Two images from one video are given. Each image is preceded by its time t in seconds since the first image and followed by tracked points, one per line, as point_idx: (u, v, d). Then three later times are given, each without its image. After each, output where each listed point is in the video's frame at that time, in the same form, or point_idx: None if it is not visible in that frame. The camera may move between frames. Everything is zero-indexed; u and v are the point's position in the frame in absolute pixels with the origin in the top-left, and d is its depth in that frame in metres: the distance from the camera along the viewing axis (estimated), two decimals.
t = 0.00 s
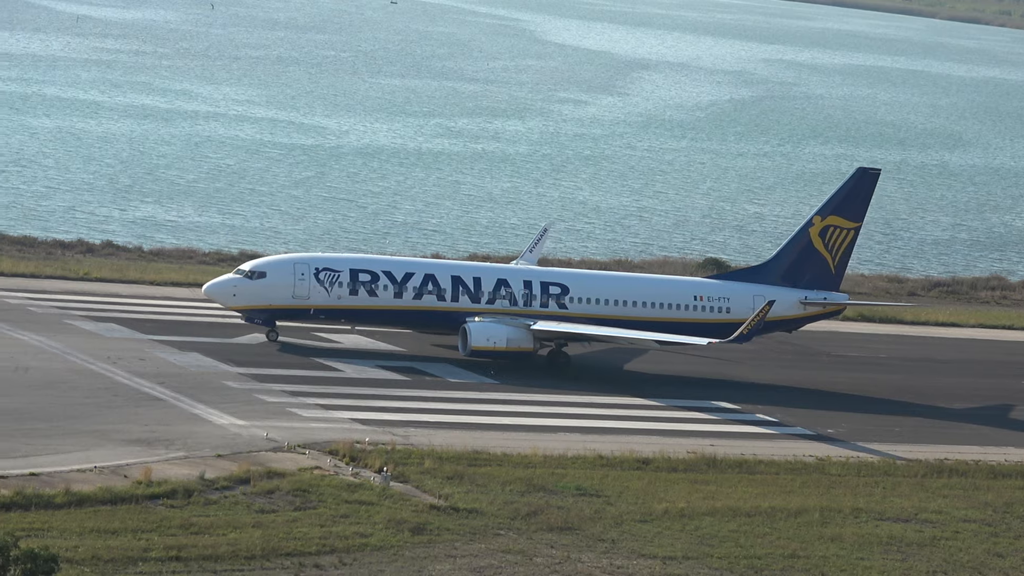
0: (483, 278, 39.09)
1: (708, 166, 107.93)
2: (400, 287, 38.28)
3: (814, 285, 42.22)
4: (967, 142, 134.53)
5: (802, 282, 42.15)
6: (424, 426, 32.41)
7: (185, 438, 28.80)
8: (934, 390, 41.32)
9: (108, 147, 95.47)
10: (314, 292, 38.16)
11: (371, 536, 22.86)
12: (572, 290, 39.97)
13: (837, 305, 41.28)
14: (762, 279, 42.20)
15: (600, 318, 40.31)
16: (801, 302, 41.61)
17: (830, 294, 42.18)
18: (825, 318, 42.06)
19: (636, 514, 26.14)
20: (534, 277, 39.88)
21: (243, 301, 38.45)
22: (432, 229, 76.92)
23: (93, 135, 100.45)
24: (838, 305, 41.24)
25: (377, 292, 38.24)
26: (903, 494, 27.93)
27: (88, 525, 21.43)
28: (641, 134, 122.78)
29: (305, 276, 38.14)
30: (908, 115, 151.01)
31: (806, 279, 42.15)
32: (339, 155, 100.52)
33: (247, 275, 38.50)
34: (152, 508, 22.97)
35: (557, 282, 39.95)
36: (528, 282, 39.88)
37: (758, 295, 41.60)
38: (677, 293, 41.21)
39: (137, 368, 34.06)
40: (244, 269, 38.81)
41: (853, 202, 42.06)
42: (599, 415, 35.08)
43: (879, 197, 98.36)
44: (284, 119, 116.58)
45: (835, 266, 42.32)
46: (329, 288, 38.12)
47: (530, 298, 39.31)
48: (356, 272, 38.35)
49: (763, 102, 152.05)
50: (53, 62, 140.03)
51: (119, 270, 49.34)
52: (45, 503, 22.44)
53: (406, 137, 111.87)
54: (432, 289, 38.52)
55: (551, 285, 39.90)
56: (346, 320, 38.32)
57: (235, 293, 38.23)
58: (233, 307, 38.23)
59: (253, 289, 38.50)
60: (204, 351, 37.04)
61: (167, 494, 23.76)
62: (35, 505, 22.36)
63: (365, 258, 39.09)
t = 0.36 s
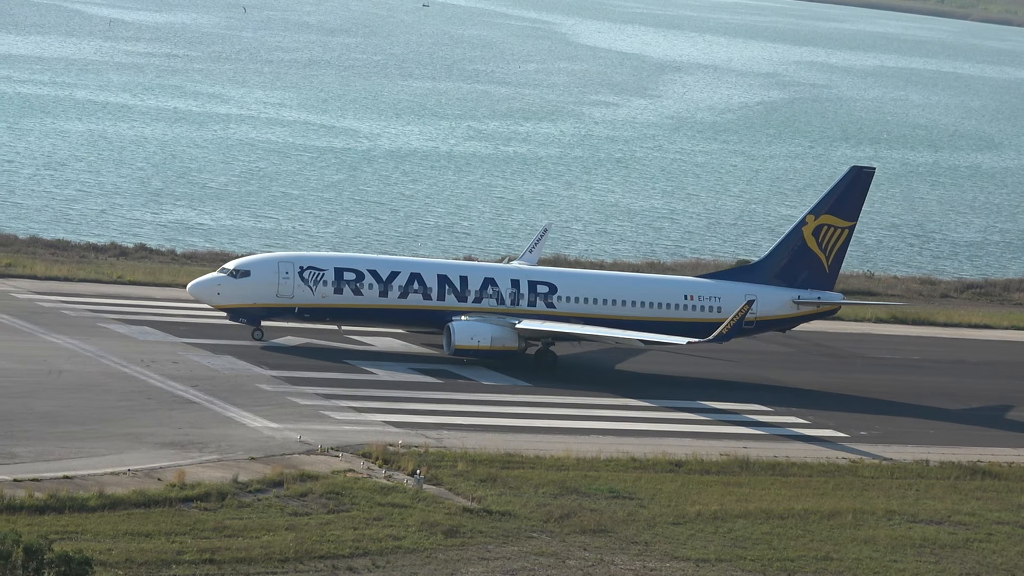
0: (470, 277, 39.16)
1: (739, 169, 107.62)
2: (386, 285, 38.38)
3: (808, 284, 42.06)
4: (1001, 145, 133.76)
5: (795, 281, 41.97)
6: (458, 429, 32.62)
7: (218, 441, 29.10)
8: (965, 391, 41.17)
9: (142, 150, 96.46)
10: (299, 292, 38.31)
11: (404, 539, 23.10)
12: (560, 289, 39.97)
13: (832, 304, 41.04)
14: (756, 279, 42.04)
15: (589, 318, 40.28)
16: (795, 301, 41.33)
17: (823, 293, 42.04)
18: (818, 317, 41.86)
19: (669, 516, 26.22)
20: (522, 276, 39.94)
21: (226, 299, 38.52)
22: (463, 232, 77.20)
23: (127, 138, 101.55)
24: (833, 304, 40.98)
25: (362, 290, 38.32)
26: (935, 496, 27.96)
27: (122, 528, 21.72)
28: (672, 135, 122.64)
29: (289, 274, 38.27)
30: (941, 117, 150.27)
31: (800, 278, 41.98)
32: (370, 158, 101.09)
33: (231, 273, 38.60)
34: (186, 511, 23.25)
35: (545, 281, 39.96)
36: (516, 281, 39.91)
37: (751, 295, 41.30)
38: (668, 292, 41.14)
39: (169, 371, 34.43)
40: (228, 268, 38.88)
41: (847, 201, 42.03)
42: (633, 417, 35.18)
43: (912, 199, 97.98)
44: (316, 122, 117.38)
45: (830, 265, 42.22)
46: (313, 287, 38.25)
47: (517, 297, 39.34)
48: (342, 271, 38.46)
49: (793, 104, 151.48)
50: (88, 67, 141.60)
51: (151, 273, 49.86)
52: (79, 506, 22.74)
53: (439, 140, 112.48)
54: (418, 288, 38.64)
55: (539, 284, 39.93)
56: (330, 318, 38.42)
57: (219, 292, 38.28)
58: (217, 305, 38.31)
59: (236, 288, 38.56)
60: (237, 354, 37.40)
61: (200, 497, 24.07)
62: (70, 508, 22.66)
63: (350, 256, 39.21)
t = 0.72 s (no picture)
0: (457, 274, 39.32)
1: (772, 169, 107.22)
2: (373, 282, 38.55)
3: (802, 281, 41.95)
4: None
5: (790, 279, 41.85)
6: (493, 429, 32.87)
7: (254, 442, 29.47)
8: (1000, 391, 41.05)
9: (177, 152, 97.31)
10: (284, 288, 38.48)
11: (439, 539, 23.34)
12: (549, 286, 40.09)
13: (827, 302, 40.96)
14: (749, 275, 41.86)
15: (577, 314, 40.34)
16: (789, 299, 41.27)
17: (818, 291, 41.97)
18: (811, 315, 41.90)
19: (703, 516, 26.33)
20: (511, 273, 40.04)
21: (212, 296, 38.80)
22: (496, 233, 77.41)
23: (161, 140, 102.50)
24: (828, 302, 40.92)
25: (349, 287, 38.51)
26: (969, 497, 28.03)
27: (157, 529, 22.02)
28: (706, 136, 122.37)
29: (275, 271, 38.41)
30: (977, 117, 149.06)
31: (795, 275, 41.85)
32: (403, 159, 101.55)
33: (218, 270, 38.82)
34: (221, 511, 23.58)
35: (534, 278, 40.06)
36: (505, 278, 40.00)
37: (744, 292, 41.09)
38: (658, 289, 41.17)
39: (203, 372, 34.86)
40: (214, 264, 39.11)
41: (843, 198, 41.78)
42: (667, 417, 35.31)
43: (948, 199, 97.32)
44: (349, 123, 118.04)
45: (825, 262, 42.09)
46: (299, 284, 38.42)
47: (506, 294, 39.47)
48: (328, 267, 38.60)
49: (827, 104, 150.69)
50: (124, 69, 143.04)
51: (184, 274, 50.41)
52: (114, 507, 23.06)
53: (472, 141, 112.82)
54: (405, 285, 38.78)
55: (528, 281, 40.04)
56: (317, 315, 38.58)
57: (205, 289, 38.57)
58: (203, 302, 38.61)
59: (223, 285, 38.82)
60: (271, 355, 37.77)
61: (235, 497, 24.42)
62: (104, 509, 22.97)
63: (337, 252, 39.34)
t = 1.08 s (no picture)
0: (447, 267, 39.48)
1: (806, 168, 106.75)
2: (362, 275, 38.80)
3: (797, 277, 41.73)
4: None
5: (785, 275, 41.72)
6: (527, 427, 33.10)
7: (289, 439, 29.86)
8: None
9: (213, 150, 98.26)
10: (273, 280, 38.73)
11: (473, 537, 23.59)
12: (539, 281, 40.29)
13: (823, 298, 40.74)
14: (743, 271, 41.78)
15: (567, 309, 40.51)
16: (783, 295, 41.21)
17: (813, 287, 41.70)
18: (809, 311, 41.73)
19: (737, 515, 26.45)
20: (501, 268, 40.27)
21: (201, 289, 39.13)
22: (529, 232, 77.64)
23: (197, 138, 103.43)
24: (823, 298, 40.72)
25: (337, 280, 38.77)
26: (1004, 498, 28.13)
27: (191, 525, 22.35)
28: (740, 135, 122.05)
29: (263, 264, 38.67)
30: (1015, 116, 147.73)
31: (789, 271, 41.67)
32: (437, 157, 102.03)
33: (207, 263, 39.16)
34: (256, 508, 23.94)
35: (525, 273, 40.28)
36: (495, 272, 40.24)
37: (737, 287, 41.01)
38: (650, 284, 41.30)
39: (238, 368, 35.29)
40: (204, 257, 39.46)
41: (838, 194, 41.43)
42: (702, 416, 35.45)
43: (986, 200, 96.68)
44: (385, 121, 118.65)
45: (821, 258, 41.79)
46: (288, 277, 38.65)
47: (495, 287, 39.67)
48: (317, 260, 38.84)
49: (864, 103, 149.76)
50: (161, 66, 144.54)
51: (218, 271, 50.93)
52: (148, 503, 23.38)
53: (505, 138, 113.12)
54: (394, 278, 39.00)
55: (518, 275, 40.25)
56: (306, 309, 38.78)
57: (194, 281, 38.89)
58: (191, 294, 38.92)
59: (211, 277, 39.14)
60: (306, 353, 38.18)
61: (270, 494, 24.74)
62: (139, 505, 23.30)
63: (326, 245, 39.57)
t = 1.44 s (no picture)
0: (441, 260, 39.71)
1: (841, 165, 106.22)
2: (353, 267, 39.09)
3: (795, 271, 41.74)
4: None
5: (783, 270, 41.71)
6: (563, 424, 33.32)
7: (325, 435, 30.25)
8: None
9: (250, 146, 99.09)
10: (264, 271, 39.11)
11: (509, 534, 23.88)
12: (533, 274, 40.47)
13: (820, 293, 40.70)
14: (740, 265, 41.79)
15: (560, 302, 40.69)
16: (780, 290, 41.13)
17: (811, 282, 41.75)
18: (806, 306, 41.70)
19: (773, 513, 26.58)
20: (494, 260, 40.46)
21: (191, 279, 39.50)
22: (564, 228, 77.78)
23: (234, 134, 104.35)
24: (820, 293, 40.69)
25: (329, 271, 39.08)
26: None
27: (227, 521, 22.65)
28: (777, 132, 121.61)
29: (255, 254, 39.06)
30: None
31: (787, 266, 41.70)
32: (473, 153, 102.39)
33: (198, 254, 39.55)
34: (292, 504, 24.31)
35: (518, 266, 40.43)
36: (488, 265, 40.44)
37: (733, 281, 40.98)
38: (645, 278, 41.42)
39: (275, 365, 35.73)
40: (194, 248, 39.86)
41: (838, 189, 41.48)
42: (739, 414, 35.57)
43: None
44: (420, 118, 119.20)
45: (820, 253, 41.81)
46: (279, 267, 39.01)
47: (488, 280, 39.85)
48: (308, 252, 39.19)
49: (902, 101, 148.79)
50: (199, 62, 145.87)
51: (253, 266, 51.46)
52: (185, 499, 23.65)
53: (542, 135, 113.28)
54: (385, 270, 39.27)
55: (512, 268, 40.42)
56: (298, 300, 39.11)
57: (185, 271, 39.27)
58: (182, 284, 39.31)
59: (202, 268, 39.52)
60: (341, 349, 38.59)
61: (306, 490, 25.13)
62: (175, 500, 23.54)
63: (317, 237, 39.89)
